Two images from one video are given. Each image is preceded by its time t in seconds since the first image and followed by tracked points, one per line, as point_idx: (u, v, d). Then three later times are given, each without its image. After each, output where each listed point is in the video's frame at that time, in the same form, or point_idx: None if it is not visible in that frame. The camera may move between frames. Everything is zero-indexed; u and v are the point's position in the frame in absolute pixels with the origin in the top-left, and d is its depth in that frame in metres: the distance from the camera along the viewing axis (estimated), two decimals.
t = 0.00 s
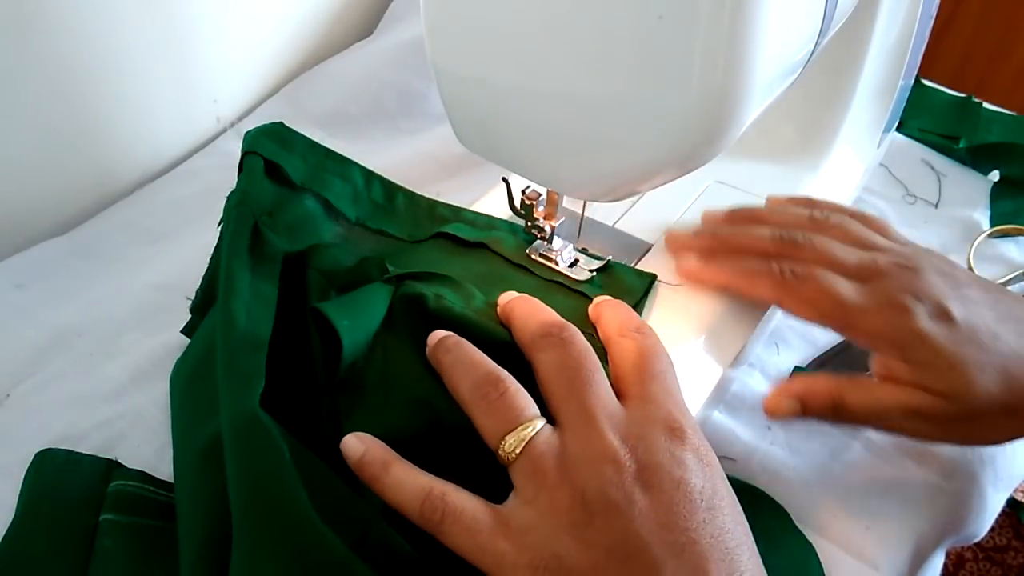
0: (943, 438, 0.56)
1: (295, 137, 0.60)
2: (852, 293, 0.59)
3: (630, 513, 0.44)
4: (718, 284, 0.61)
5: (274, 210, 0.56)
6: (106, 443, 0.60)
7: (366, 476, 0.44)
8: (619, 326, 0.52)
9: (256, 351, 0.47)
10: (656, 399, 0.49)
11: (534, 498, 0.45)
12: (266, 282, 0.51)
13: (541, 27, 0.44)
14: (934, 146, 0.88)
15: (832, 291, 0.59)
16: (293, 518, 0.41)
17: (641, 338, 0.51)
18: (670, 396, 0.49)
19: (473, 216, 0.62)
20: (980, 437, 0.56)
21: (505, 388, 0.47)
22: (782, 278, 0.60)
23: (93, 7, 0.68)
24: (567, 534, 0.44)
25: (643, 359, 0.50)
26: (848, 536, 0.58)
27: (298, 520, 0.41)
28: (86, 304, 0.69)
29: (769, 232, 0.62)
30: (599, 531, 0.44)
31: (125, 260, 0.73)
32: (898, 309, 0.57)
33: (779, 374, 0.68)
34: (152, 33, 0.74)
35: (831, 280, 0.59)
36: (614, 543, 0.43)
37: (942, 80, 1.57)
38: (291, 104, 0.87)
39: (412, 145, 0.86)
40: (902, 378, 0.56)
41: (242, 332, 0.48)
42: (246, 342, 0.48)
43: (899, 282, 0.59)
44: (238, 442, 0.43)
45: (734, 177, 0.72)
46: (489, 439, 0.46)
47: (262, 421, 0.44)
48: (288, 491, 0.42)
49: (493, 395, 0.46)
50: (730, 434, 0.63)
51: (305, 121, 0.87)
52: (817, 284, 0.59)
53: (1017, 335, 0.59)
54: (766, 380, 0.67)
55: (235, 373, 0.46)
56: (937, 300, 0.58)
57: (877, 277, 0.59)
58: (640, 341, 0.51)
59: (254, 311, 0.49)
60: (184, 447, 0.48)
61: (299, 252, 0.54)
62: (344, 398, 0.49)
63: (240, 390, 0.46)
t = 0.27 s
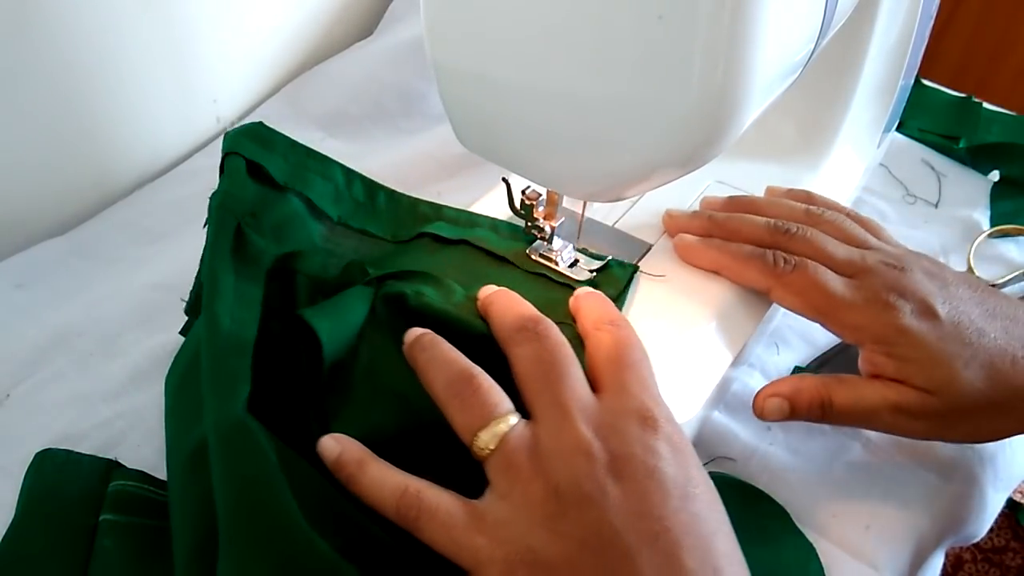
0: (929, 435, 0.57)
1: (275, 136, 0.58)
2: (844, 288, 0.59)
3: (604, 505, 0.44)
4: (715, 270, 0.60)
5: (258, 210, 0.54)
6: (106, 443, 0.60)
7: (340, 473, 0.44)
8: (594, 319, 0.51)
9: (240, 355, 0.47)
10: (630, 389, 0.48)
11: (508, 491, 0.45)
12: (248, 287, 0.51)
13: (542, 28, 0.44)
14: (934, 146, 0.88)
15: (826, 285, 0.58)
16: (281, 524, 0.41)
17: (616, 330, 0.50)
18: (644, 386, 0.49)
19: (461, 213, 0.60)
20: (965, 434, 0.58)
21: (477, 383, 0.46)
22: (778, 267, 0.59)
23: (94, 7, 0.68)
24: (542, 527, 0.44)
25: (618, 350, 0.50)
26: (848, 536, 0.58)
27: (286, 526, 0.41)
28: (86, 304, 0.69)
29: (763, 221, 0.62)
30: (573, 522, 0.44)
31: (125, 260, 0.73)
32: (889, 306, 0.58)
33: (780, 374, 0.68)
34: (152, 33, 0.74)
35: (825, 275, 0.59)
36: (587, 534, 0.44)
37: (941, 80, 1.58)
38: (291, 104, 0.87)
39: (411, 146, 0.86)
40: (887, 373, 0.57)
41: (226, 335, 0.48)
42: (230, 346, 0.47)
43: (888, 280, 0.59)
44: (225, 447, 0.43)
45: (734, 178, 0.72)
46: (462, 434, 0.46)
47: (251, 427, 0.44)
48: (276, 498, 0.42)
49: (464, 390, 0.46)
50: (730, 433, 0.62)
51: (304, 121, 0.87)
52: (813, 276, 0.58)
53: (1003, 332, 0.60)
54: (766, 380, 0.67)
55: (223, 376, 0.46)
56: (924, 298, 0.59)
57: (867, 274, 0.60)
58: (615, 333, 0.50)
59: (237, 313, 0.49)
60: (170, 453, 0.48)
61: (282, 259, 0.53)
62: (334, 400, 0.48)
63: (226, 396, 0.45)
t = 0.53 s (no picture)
0: (936, 425, 0.58)
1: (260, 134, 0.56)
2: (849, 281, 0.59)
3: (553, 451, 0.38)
4: (716, 269, 0.60)
5: (246, 208, 0.52)
6: (106, 443, 0.60)
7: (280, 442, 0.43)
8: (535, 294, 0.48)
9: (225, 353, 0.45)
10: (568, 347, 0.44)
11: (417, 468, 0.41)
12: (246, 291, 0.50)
13: (542, 27, 0.44)
14: (934, 146, 0.88)
15: (829, 277, 0.59)
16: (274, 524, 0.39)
17: (549, 293, 0.47)
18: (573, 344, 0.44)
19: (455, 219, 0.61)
20: (974, 423, 0.58)
21: (402, 354, 0.45)
22: (780, 261, 0.59)
23: (94, 7, 0.68)
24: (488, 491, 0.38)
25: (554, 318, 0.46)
26: (847, 536, 0.57)
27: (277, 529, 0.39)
28: (86, 304, 0.69)
29: (764, 218, 0.63)
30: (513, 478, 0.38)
31: (124, 260, 0.73)
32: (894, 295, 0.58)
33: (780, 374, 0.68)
34: (152, 33, 0.74)
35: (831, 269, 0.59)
36: (540, 494, 0.37)
37: (941, 80, 1.58)
38: (291, 104, 0.88)
39: (411, 146, 0.86)
40: (892, 365, 0.57)
41: (214, 333, 0.46)
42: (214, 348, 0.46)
43: (892, 271, 0.59)
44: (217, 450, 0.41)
45: (735, 177, 0.72)
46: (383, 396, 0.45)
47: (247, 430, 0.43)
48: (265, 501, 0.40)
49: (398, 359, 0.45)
50: (730, 433, 0.63)
51: (305, 121, 0.87)
52: (817, 270, 0.59)
53: (1008, 322, 0.60)
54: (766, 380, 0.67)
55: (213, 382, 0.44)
56: (929, 289, 0.59)
57: (870, 266, 0.60)
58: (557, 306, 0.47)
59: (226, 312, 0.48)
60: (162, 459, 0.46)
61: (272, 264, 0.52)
62: (328, 400, 0.48)
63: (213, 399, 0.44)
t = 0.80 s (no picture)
0: (938, 418, 0.58)
1: (236, 143, 0.54)
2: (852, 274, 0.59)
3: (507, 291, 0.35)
4: (717, 268, 0.60)
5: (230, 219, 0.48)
6: (106, 443, 0.60)
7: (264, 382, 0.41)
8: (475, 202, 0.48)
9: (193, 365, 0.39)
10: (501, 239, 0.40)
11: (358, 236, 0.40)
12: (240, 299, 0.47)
13: (542, 27, 0.44)
14: (934, 146, 0.88)
15: (830, 271, 0.59)
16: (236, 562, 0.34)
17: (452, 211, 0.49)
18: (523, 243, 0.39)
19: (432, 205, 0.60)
20: (976, 416, 0.58)
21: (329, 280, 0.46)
22: (780, 257, 0.60)
23: (94, 7, 0.68)
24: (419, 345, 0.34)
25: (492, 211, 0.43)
26: (848, 536, 0.57)
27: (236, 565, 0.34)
28: (86, 304, 0.69)
29: (764, 217, 0.63)
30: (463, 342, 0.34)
31: (124, 260, 0.73)
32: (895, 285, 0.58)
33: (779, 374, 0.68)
34: (152, 33, 0.74)
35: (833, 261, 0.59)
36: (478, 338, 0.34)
37: (941, 80, 1.58)
38: (291, 105, 0.88)
39: (411, 146, 0.86)
40: (894, 357, 0.57)
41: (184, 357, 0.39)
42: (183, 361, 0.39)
43: (893, 266, 0.59)
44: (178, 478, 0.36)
45: (734, 177, 0.72)
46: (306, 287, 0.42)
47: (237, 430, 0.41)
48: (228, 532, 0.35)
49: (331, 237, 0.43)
50: (730, 433, 0.63)
51: (305, 121, 0.87)
52: (818, 265, 0.59)
53: (1008, 317, 0.61)
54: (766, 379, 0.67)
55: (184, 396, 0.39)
56: (931, 283, 0.59)
57: (871, 260, 0.60)
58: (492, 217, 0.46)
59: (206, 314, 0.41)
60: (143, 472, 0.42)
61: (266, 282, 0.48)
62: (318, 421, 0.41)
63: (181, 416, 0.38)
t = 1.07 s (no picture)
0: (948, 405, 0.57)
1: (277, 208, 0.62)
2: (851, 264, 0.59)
3: (492, 312, 0.46)
4: (717, 266, 0.60)
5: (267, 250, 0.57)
6: (106, 443, 0.60)
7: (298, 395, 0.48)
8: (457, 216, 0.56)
9: (256, 361, 0.48)
10: (482, 233, 0.54)
11: (380, 276, 0.48)
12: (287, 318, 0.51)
13: (542, 28, 0.44)
14: (935, 146, 0.88)
15: (833, 262, 0.59)
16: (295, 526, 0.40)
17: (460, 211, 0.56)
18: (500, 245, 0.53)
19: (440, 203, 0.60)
20: (981, 405, 0.58)
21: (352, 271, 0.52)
22: (780, 250, 0.60)
23: (94, 8, 0.68)
24: (418, 353, 0.45)
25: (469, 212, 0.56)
26: (848, 536, 0.57)
27: (294, 530, 0.40)
28: (86, 304, 0.69)
29: (762, 213, 0.63)
30: (457, 359, 0.44)
31: (124, 260, 0.73)
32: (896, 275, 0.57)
33: (779, 374, 0.68)
34: (152, 33, 0.74)
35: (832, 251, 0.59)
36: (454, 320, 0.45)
37: (942, 80, 1.58)
38: (291, 105, 0.88)
39: (411, 146, 0.86)
40: (902, 343, 0.56)
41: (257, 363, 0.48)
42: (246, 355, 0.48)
43: (896, 252, 0.59)
44: (246, 454, 0.43)
45: (733, 177, 0.72)
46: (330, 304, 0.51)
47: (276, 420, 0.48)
48: (275, 502, 0.41)
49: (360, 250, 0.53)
50: (730, 433, 0.63)
51: (305, 121, 0.87)
52: (819, 255, 0.59)
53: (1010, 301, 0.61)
54: (766, 380, 0.67)
55: (250, 387, 0.46)
56: (934, 267, 0.59)
57: (872, 246, 0.60)
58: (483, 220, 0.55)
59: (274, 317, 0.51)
60: (172, 447, 0.47)
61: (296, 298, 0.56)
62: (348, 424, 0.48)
63: (246, 401, 0.45)
